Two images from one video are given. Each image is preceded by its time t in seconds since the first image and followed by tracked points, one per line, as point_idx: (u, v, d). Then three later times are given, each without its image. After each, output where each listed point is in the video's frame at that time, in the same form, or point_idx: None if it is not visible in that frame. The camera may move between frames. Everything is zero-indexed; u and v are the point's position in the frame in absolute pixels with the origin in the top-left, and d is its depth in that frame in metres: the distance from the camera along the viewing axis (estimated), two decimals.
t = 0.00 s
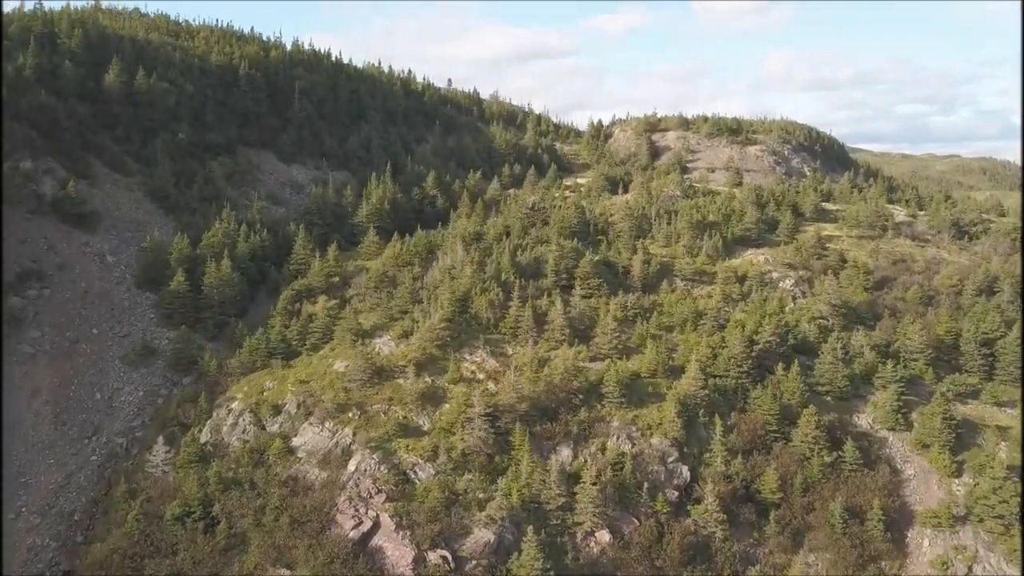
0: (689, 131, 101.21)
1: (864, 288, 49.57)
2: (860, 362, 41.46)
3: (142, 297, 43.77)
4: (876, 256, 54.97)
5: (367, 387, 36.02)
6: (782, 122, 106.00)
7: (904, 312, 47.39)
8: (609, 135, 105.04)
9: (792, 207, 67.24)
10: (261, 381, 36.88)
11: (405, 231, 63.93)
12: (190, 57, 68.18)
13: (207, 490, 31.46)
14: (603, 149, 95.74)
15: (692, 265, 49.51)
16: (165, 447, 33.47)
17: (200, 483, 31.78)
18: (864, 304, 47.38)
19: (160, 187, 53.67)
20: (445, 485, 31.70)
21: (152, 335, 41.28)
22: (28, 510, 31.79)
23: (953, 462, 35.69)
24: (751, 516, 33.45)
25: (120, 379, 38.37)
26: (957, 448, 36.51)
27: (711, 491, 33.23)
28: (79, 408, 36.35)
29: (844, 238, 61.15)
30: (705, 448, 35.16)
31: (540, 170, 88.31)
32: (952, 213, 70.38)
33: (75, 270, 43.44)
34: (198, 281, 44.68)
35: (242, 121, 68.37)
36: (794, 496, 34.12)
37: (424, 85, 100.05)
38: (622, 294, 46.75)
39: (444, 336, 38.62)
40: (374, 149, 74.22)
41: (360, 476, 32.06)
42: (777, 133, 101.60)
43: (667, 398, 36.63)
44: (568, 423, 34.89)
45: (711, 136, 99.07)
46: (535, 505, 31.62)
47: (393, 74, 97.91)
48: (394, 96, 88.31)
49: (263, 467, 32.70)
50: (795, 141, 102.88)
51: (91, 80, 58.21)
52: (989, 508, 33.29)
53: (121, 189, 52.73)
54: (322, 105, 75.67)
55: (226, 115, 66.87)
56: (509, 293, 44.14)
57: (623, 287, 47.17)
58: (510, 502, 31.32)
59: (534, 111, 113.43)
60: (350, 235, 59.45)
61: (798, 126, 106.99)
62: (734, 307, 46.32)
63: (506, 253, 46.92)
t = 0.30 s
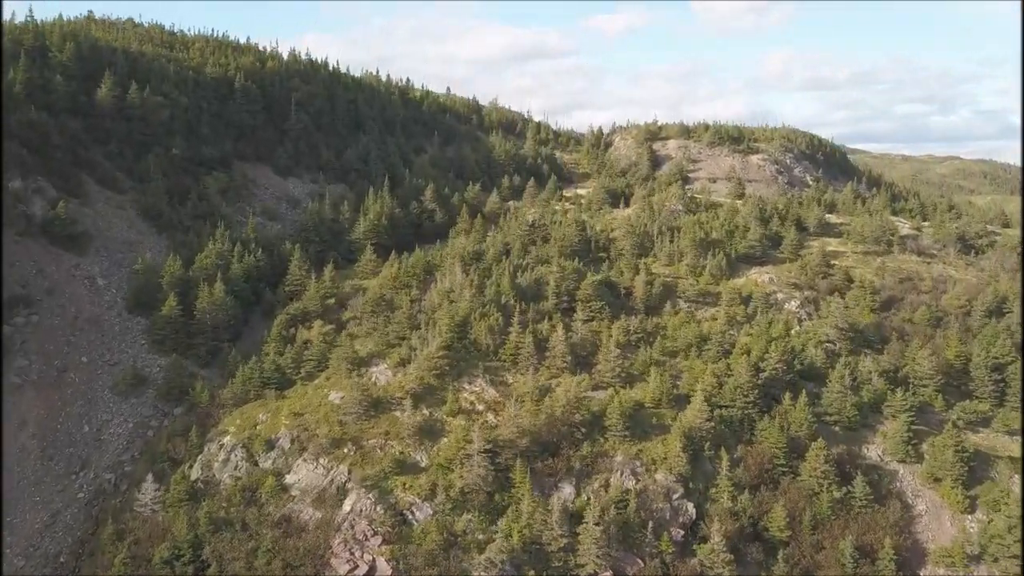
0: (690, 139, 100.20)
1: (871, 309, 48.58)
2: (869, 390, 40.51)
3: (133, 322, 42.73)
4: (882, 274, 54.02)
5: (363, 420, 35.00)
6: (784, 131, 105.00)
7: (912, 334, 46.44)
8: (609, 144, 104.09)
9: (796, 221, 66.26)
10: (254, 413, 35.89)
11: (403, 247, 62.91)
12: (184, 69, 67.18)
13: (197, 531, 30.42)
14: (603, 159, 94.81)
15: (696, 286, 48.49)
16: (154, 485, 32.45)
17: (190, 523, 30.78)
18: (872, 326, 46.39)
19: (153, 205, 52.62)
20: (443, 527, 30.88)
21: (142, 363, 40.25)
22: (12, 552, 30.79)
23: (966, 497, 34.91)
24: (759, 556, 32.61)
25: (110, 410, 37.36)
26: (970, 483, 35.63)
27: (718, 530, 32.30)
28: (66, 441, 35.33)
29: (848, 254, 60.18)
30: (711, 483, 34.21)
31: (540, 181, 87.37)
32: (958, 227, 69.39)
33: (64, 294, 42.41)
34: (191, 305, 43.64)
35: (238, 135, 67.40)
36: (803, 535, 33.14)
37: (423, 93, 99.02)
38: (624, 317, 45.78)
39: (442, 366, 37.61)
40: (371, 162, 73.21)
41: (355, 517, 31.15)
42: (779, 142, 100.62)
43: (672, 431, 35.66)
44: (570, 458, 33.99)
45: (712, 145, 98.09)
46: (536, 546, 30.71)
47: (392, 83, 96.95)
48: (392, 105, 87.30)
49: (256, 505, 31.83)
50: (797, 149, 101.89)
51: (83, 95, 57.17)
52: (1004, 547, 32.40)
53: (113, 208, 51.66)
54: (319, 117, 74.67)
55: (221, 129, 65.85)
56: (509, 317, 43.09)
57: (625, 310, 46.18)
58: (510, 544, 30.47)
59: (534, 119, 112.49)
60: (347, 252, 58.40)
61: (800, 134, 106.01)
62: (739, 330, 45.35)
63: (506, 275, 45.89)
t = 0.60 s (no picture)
0: (691, 148, 99.21)
1: (878, 331, 47.58)
2: (878, 419, 39.55)
3: (124, 348, 41.73)
4: (888, 292, 53.06)
5: (359, 456, 34.12)
6: (786, 139, 104.02)
7: (920, 358, 45.52)
8: (609, 153, 103.14)
9: (799, 236, 65.31)
10: (247, 447, 34.95)
11: (401, 264, 61.89)
12: (179, 81, 66.19)
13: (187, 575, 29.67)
14: (603, 168, 93.86)
15: (699, 308, 47.47)
16: (143, 524, 31.49)
17: (179, 567, 30.02)
18: (879, 349, 45.40)
19: (145, 224, 51.60)
20: (441, 570, 30.08)
21: (133, 393, 39.28)
22: None
23: (979, 534, 34.09)
24: None
25: (99, 442, 36.37)
26: (983, 518, 34.75)
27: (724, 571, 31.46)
28: (53, 477, 34.38)
29: (853, 271, 59.19)
30: (717, 520, 33.35)
31: (540, 192, 86.45)
32: (963, 241, 68.44)
33: (53, 320, 41.45)
34: (183, 330, 42.63)
35: (233, 149, 66.43)
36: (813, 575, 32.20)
37: (421, 102, 97.98)
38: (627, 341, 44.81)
39: (440, 397, 36.59)
40: (369, 175, 72.21)
41: (350, 561, 30.48)
42: (781, 151, 99.67)
43: (677, 464, 34.74)
44: (572, 495, 33.07)
45: (714, 154, 97.11)
46: None
47: (390, 92, 95.98)
48: (391, 115, 86.25)
49: (248, 546, 31.13)
50: (799, 158, 100.95)
51: (75, 111, 56.16)
52: None
53: (105, 227, 50.60)
54: (315, 129, 73.65)
55: (215, 142, 64.85)
56: (509, 343, 42.07)
57: (627, 333, 45.20)
58: None
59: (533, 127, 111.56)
60: (344, 270, 57.36)
61: (802, 142, 105.09)
62: (744, 355, 44.46)
63: (506, 297, 44.89)
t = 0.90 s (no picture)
0: (692, 156, 98.29)
1: (886, 353, 46.55)
2: (887, 449, 38.63)
3: (114, 375, 40.70)
4: (895, 311, 52.09)
5: (354, 492, 33.44)
6: (787, 147, 103.07)
7: (928, 382, 44.60)
8: (609, 161, 102.24)
9: (803, 250, 64.44)
10: (240, 483, 34.22)
11: (399, 281, 60.90)
12: (173, 94, 65.23)
13: None
14: (603, 178, 92.97)
15: (703, 330, 46.45)
16: (131, 567, 31.37)
17: None
18: (887, 374, 44.47)
19: (138, 244, 50.60)
20: None
21: (123, 423, 38.32)
22: None
23: (992, 571, 33.29)
24: None
25: (87, 477, 35.40)
26: (996, 554, 33.96)
27: None
28: (40, 514, 33.42)
29: (858, 288, 58.24)
30: (723, 558, 32.44)
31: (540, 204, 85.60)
32: (969, 255, 67.52)
33: (41, 347, 40.43)
34: (175, 356, 41.65)
35: (228, 163, 65.45)
36: None
37: (419, 111, 96.99)
38: (629, 366, 43.87)
39: (439, 429, 35.65)
40: (367, 188, 71.29)
41: None
42: (782, 159, 98.74)
43: (682, 500, 33.89)
44: (574, 534, 32.36)
45: (715, 163, 96.16)
46: None
47: (388, 101, 95.12)
48: (388, 126, 85.26)
49: None
50: (801, 166, 100.04)
51: (67, 126, 55.18)
52: None
53: (96, 246, 49.59)
54: (312, 140, 72.66)
55: (210, 156, 63.87)
56: (509, 369, 41.04)
57: (630, 357, 44.24)
58: None
59: (532, 134, 110.67)
60: (341, 288, 56.38)
61: (803, 150, 104.21)
62: (749, 380, 43.55)
63: (506, 320, 43.92)
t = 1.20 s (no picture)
0: (693, 165, 97.30)
1: (893, 376, 45.62)
2: (897, 479, 37.78)
3: (105, 405, 39.84)
4: (902, 331, 51.10)
5: (351, 530, 32.72)
6: (789, 155, 102.17)
7: (937, 407, 43.69)
8: (609, 170, 101.32)
9: (807, 266, 63.51)
10: (232, 520, 33.43)
11: (397, 297, 59.94)
12: (167, 107, 64.29)
13: None
14: (604, 187, 92.01)
15: (708, 353, 45.39)
16: None
17: None
18: (895, 399, 43.54)
19: (131, 264, 49.64)
20: None
21: (113, 455, 37.46)
22: None
23: None
24: None
25: (75, 512, 34.48)
26: None
27: None
28: (26, 553, 32.49)
29: (864, 306, 57.32)
30: None
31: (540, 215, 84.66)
32: (976, 269, 66.53)
33: (30, 374, 39.40)
34: (167, 383, 40.75)
35: (224, 177, 64.52)
36: None
37: (418, 120, 96.08)
38: (632, 391, 42.87)
39: (437, 462, 34.83)
40: (364, 202, 70.35)
41: None
42: (784, 167, 97.82)
43: (688, 537, 33.09)
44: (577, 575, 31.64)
45: (716, 172, 95.15)
46: None
47: (385, 110, 94.24)
48: (386, 136, 84.31)
49: None
50: (803, 175, 99.06)
51: (58, 143, 54.25)
52: None
53: (88, 267, 48.62)
54: (309, 153, 71.70)
55: (205, 171, 62.94)
56: (510, 396, 40.06)
57: (633, 382, 43.25)
58: None
59: (532, 143, 109.72)
60: (338, 306, 55.45)
61: (805, 158, 103.30)
62: (755, 406, 42.62)
63: (506, 344, 42.95)
